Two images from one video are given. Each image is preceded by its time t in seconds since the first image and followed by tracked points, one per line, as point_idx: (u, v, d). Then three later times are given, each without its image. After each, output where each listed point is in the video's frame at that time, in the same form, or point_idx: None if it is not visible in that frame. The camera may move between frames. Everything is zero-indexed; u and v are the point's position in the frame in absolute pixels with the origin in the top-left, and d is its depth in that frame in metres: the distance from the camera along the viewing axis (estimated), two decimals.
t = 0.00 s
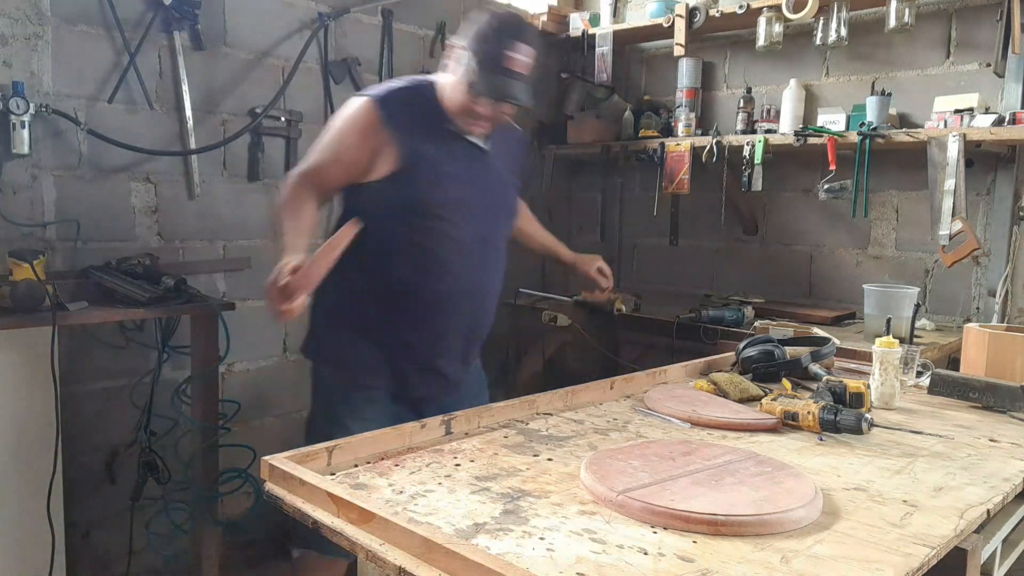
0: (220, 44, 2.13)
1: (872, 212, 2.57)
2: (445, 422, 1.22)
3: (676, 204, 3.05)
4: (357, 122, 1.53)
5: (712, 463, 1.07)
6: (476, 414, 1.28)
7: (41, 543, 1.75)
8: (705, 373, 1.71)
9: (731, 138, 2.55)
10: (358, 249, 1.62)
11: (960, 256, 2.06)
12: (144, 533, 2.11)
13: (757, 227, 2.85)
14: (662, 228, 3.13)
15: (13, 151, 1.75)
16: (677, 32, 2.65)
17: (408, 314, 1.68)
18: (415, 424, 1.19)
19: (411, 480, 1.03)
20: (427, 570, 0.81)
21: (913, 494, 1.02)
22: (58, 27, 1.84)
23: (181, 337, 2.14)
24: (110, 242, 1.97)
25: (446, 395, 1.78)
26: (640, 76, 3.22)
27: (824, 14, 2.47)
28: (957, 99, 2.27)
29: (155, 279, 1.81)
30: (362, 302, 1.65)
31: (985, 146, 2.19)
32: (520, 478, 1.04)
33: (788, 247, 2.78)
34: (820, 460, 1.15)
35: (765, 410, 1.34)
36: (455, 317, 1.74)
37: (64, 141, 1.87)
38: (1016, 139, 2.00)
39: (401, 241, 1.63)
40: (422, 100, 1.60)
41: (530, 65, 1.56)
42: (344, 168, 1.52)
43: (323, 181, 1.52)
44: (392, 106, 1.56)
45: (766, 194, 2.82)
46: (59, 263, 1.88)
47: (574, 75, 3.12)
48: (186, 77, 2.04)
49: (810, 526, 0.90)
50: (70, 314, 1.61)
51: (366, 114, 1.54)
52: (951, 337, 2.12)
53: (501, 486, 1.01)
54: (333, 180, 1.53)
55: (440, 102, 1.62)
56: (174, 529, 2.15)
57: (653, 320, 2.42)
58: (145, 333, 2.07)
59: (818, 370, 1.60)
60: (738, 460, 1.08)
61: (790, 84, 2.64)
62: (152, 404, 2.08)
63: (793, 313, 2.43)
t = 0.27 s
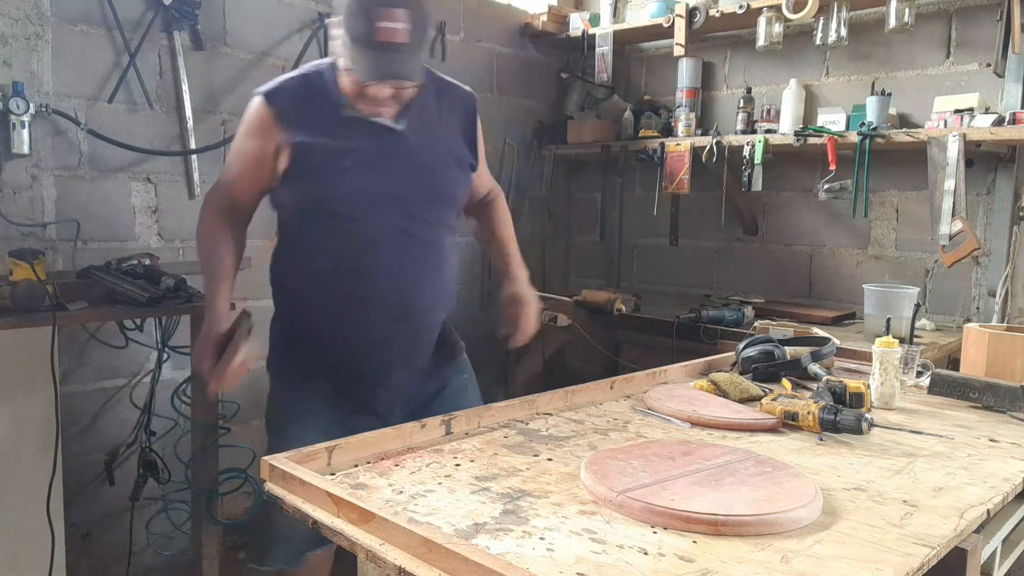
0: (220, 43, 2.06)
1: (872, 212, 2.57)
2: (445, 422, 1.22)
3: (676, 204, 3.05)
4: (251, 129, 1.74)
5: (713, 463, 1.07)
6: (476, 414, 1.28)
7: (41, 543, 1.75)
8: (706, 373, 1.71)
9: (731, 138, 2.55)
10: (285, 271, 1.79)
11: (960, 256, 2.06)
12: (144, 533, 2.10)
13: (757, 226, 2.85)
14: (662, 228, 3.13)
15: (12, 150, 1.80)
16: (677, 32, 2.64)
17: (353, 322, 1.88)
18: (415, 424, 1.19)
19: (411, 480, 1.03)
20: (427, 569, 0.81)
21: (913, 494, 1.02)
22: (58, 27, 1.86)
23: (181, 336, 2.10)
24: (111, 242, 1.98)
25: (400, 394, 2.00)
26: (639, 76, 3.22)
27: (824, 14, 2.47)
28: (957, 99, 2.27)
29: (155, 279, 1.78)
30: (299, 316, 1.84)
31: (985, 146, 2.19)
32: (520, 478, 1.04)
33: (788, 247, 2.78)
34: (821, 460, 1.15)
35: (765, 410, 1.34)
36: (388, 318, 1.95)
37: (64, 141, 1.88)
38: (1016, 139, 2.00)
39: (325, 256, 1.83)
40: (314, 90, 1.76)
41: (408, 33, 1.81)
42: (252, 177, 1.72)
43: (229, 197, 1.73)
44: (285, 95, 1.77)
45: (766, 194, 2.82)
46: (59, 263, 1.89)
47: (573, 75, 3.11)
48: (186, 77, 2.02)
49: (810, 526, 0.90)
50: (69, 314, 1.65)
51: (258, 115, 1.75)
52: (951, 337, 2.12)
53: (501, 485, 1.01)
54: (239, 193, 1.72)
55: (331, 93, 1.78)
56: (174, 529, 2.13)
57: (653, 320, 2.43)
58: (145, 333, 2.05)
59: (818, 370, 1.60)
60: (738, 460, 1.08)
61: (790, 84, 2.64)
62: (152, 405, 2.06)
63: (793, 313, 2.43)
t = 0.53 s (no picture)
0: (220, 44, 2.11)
1: (872, 212, 2.57)
2: (444, 422, 1.22)
3: (676, 204, 3.05)
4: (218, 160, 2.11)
5: (713, 463, 1.07)
6: (476, 414, 1.28)
7: (41, 543, 1.75)
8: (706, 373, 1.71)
9: (731, 138, 2.55)
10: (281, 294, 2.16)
11: (960, 256, 2.06)
12: (144, 533, 2.11)
13: (757, 226, 2.85)
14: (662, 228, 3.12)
15: (12, 150, 1.77)
16: (677, 32, 2.65)
17: (339, 331, 2.19)
18: (415, 424, 1.19)
19: (411, 480, 1.03)
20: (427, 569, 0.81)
21: (913, 494, 1.02)
22: (58, 27, 1.85)
23: (181, 336, 2.13)
24: (110, 242, 1.98)
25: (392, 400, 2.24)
26: (639, 76, 3.22)
27: (824, 14, 2.47)
28: (957, 99, 2.27)
29: (155, 279, 1.79)
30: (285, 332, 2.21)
31: (985, 146, 2.19)
32: (520, 478, 1.04)
33: (788, 247, 2.78)
34: (821, 460, 1.15)
35: (765, 410, 1.34)
36: (386, 319, 2.25)
37: (64, 140, 1.87)
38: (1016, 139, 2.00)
39: (308, 278, 2.19)
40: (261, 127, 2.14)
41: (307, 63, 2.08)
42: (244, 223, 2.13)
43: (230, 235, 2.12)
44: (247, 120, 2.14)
45: (765, 194, 2.82)
46: (59, 263, 1.88)
47: (573, 75, 3.12)
48: (186, 77, 2.04)
49: (810, 526, 0.90)
50: (70, 315, 1.61)
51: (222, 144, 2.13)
52: (951, 338, 2.12)
53: (501, 486, 1.01)
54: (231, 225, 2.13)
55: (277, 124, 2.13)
56: (174, 529, 2.14)
57: (654, 321, 2.42)
58: (145, 333, 2.06)
59: (818, 370, 1.60)
60: (739, 460, 1.08)
61: (790, 84, 2.64)
62: (152, 405, 2.07)
63: (793, 313, 2.43)
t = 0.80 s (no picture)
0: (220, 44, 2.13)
1: (872, 212, 2.57)
2: (445, 422, 1.22)
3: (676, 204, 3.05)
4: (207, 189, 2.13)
5: (712, 463, 1.07)
6: (476, 414, 1.28)
7: (40, 543, 1.75)
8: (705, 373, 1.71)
9: (731, 138, 2.55)
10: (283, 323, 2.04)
11: (960, 256, 2.06)
12: (144, 533, 2.11)
13: (757, 227, 2.85)
14: (662, 228, 3.12)
15: (13, 151, 1.75)
16: (677, 32, 2.64)
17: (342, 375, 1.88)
18: (416, 424, 1.19)
19: (412, 480, 1.03)
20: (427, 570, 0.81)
21: (913, 494, 1.02)
22: (58, 27, 1.84)
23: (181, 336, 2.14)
24: (110, 242, 1.98)
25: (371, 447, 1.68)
26: (639, 76, 3.22)
27: (824, 14, 2.46)
28: (956, 99, 2.27)
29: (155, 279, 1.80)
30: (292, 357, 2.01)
31: (985, 146, 2.19)
32: (520, 478, 1.04)
33: (788, 247, 2.78)
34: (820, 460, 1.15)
35: (765, 410, 1.34)
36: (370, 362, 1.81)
37: (64, 140, 1.87)
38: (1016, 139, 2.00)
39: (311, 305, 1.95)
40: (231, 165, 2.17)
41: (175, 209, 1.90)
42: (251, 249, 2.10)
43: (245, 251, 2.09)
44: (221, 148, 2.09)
45: (765, 194, 2.82)
46: (59, 263, 1.88)
47: (573, 75, 3.12)
48: (186, 76, 2.04)
49: (810, 527, 0.90)
50: (70, 315, 1.60)
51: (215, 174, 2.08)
52: (951, 337, 2.12)
53: (501, 486, 1.01)
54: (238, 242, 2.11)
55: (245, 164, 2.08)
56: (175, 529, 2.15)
57: (654, 320, 2.42)
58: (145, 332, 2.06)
59: (817, 370, 1.60)
60: (739, 460, 1.08)
61: (790, 84, 2.64)
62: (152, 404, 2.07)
63: (793, 313, 2.43)
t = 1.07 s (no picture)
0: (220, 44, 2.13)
1: (872, 212, 2.57)
2: (445, 422, 1.21)
3: (676, 204, 3.05)
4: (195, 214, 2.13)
5: (712, 463, 1.07)
6: (476, 414, 1.27)
7: (40, 543, 1.75)
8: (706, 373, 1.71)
9: (731, 138, 2.54)
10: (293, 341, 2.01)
11: (960, 256, 2.06)
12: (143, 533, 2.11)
13: (757, 227, 2.85)
14: (662, 228, 3.12)
15: (12, 151, 1.75)
16: (677, 32, 2.64)
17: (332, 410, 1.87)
18: (416, 425, 1.19)
19: (412, 480, 1.03)
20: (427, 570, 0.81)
21: (913, 494, 1.02)
22: (58, 27, 1.84)
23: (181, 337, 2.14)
24: (110, 242, 1.98)
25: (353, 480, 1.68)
26: (639, 76, 3.22)
27: (824, 14, 2.46)
28: (956, 99, 2.27)
29: (155, 279, 1.80)
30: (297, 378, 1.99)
31: (985, 146, 2.19)
32: (520, 478, 1.04)
33: (788, 247, 2.78)
34: (820, 460, 1.15)
35: (765, 410, 1.34)
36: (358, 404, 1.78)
37: (64, 140, 1.87)
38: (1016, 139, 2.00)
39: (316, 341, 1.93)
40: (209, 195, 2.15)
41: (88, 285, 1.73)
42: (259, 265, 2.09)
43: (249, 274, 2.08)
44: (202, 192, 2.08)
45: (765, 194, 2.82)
46: (59, 263, 1.88)
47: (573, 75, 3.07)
48: (186, 77, 2.04)
49: (810, 526, 0.90)
50: (71, 315, 1.60)
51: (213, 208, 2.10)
52: (951, 337, 2.12)
53: (501, 486, 1.01)
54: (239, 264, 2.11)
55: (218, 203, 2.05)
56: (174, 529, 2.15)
57: (654, 320, 2.42)
58: (145, 333, 2.07)
59: (817, 370, 1.60)
60: (739, 460, 1.08)
61: (790, 84, 2.64)
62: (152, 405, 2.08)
63: (793, 313, 2.43)
